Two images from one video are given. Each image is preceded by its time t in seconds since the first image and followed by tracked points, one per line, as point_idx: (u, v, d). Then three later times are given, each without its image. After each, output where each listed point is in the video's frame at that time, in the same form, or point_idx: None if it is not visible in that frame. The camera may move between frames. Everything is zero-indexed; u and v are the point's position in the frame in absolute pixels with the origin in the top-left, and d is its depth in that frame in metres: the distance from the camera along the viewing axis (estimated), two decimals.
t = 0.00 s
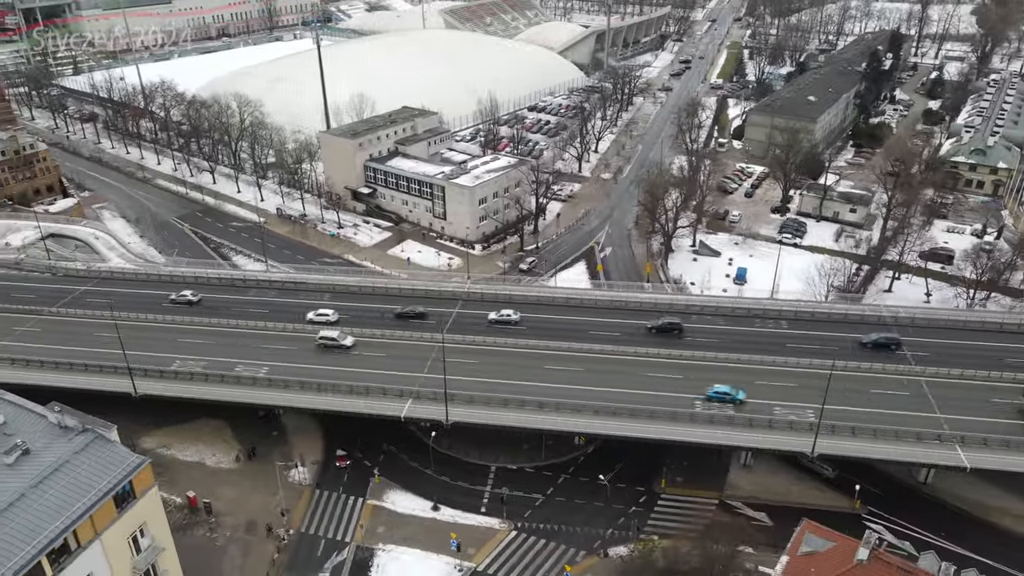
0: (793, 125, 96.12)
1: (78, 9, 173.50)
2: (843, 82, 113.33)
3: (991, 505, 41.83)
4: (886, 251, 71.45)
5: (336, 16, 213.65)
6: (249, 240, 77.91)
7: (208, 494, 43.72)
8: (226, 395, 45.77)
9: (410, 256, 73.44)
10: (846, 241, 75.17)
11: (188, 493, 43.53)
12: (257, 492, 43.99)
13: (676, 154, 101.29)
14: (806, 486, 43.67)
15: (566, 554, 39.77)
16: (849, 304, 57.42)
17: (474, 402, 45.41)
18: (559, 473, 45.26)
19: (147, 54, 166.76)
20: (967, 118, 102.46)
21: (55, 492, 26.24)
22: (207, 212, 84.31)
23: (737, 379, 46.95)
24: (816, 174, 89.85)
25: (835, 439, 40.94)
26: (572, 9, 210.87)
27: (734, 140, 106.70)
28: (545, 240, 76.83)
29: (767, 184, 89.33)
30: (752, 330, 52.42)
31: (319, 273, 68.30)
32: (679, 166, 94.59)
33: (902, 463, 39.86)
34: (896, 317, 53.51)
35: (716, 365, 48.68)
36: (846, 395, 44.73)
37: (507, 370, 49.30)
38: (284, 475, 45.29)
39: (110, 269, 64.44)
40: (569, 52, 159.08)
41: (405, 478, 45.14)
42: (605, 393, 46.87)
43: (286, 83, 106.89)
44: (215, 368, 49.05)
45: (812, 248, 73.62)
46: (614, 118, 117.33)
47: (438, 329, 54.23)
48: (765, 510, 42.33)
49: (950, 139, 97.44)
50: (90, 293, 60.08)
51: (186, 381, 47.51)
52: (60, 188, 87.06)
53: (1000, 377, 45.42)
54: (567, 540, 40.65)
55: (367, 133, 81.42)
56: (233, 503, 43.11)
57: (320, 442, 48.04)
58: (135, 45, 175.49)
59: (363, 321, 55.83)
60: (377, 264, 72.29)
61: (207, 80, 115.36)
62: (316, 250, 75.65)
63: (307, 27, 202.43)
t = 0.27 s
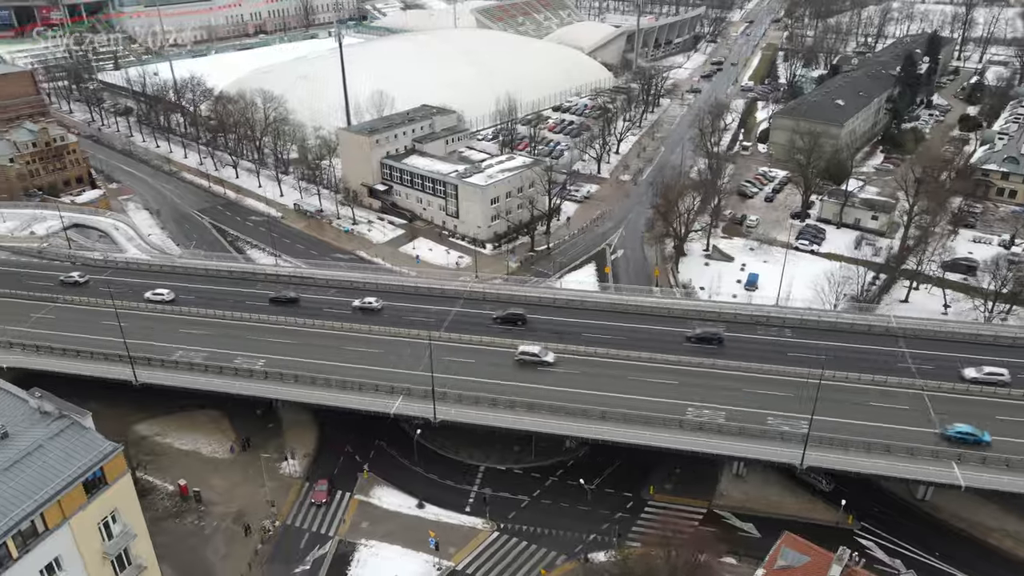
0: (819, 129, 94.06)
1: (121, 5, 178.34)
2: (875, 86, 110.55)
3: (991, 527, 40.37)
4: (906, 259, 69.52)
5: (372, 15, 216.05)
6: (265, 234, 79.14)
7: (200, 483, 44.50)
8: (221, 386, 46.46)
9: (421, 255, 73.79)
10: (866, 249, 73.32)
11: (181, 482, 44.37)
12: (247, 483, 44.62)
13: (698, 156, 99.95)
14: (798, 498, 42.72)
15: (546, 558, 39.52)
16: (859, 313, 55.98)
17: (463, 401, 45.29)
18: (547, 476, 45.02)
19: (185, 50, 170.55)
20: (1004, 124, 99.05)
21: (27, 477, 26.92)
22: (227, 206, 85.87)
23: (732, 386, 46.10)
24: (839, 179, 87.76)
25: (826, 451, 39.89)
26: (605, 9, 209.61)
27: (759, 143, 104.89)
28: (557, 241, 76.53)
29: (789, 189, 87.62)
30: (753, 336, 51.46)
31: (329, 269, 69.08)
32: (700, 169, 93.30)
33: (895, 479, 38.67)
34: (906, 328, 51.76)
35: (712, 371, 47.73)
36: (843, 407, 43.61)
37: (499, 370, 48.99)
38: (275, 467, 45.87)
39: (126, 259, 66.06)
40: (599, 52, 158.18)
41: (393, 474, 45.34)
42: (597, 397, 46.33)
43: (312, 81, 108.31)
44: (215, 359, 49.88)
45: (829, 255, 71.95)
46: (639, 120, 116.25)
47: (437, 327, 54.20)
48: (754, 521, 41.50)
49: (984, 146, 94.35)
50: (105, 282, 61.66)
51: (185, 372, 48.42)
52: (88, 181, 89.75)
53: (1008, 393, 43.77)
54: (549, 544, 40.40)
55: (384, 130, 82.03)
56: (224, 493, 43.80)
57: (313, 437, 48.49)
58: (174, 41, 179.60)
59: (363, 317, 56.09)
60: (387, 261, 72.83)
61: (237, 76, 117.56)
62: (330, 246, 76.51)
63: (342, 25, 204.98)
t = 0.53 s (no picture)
0: (863, 139, 90.43)
1: (192, 2, 185.98)
2: (931, 95, 105.52)
3: (983, 567, 38.12)
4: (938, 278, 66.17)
5: (431, 14, 219.08)
6: (293, 227, 81.22)
7: (190, 466, 46.08)
8: (216, 373, 47.95)
9: (440, 253, 74.42)
10: (898, 266, 70.15)
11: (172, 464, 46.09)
12: (234, 469, 45.95)
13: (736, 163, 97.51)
14: (779, 521, 41.35)
15: (510, 563, 39.36)
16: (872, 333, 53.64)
17: (443, 401, 45.35)
18: (525, 481, 44.80)
19: (248, 46, 176.43)
20: None
21: None
22: (262, 198, 88.47)
23: (721, 402, 44.89)
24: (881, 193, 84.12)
25: (805, 475, 38.40)
26: (665, 11, 206.57)
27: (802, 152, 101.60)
28: (577, 244, 76.00)
29: (825, 201, 84.59)
30: (753, 351, 49.97)
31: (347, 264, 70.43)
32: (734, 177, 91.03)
33: (875, 509, 36.92)
34: (914, 350, 48.99)
35: (702, 386, 46.37)
36: (832, 430, 41.92)
37: (487, 372, 48.80)
38: (262, 455, 47.06)
39: (155, 246, 68.89)
40: (650, 55, 156.16)
41: (374, 469, 45.89)
42: (581, 405, 45.70)
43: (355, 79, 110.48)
44: (217, 347, 51.50)
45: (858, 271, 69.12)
46: (680, 124, 114.16)
47: (433, 326, 54.40)
48: (728, 542, 40.33)
49: None
50: (132, 267, 64.51)
51: (187, 358, 50.19)
52: (136, 169, 93.59)
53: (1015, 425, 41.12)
54: (515, 550, 40.21)
55: (413, 129, 83.03)
56: (210, 476, 45.23)
57: (303, 428, 49.40)
58: (239, 37, 185.99)
59: (363, 312, 56.73)
60: (406, 258, 73.73)
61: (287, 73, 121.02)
62: (354, 241, 77.96)
63: (401, 24, 208.51)
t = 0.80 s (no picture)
0: (917, 154, 85.68)
1: None
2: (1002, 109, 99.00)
3: None
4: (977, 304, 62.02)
5: (499, 14, 220.46)
6: (325, 221, 83.21)
7: (183, 449, 47.96)
8: (214, 360, 49.61)
9: (461, 253, 74.79)
10: (936, 289, 66.18)
11: (167, 446, 48.08)
12: (223, 454, 47.52)
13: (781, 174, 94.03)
14: (751, 550, 39.79)
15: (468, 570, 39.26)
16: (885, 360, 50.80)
17: (423, 401, 45.49)
18: (499, 488, 44.58)
19: (317, 43, 181.70)
20: None
21: None
22: (301, 191, 91.01)
23: (704, 422, 43.43)
24: (931, 211, 79.49)
25: (774, 505, 36.73)
26: (736, 14, 201.20)
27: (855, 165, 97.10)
28: (600, 251, 75.03)
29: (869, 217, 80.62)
30: (750, 372, 48.17)
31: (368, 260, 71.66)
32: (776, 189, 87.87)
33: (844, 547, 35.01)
34: (924, 382, 46.02)
35: (688, 405, 44.92)
36: (815, 460, 39.96)
37: (473, 376, 48.66)
38: (251, 443, 48.47)
39: (188, 234, 71.88)
40: (712, 59, 152.47)
41: (353, 465, 46.58)
42: (561, 415, 44.98)
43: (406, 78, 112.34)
44: (221, 335, 53.28)
45: (891, 293, 65.59)
46: (731, 131, 110.96)
47: (431, 327, 54.63)
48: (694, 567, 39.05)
49: None
50: (162, 254, 67.61)
51: (191, 344, 52.17)
52: (188, 159, 98.22)
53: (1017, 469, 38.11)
54: (476, 556, 40.08)
55: (446, 129, 83.70)
56: (199, 460, 46.93)
57: (295, 419, 50.51)
58: (309, 33, 191.79)
59: (367, 311, 57.50)
60: (427, 257, 74.42)
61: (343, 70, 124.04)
62: (380, 238, 79.23)
63: (468, 23, 210.65)
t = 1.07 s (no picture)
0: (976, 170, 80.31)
1: None
2: None
3: None
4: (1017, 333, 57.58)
5: (568, 14, 219.52)
6: (358, 215, 84.73)
7: (178, 429, 49.81)
8: (214, 344, 51.25)
9: (483, 252, 74.75)
10: (976, 315, 61.79)
11: (164, 425, 50.05)
12: (214, 437, 49.11)
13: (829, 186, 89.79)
14: None
15: (424, 570, 39.18)
16: (895, 389, 47.79)
17: (402, 398, 45.58)
18: (471, 490, 44.35)
19: (384, 39, 185.30)
20: None
21: None
22: (340, 185, 93.02)
23: (682, 439, 41.94)
24: (985, 231, 74.33)
25: (734, 531, 35.13)
26: (812, 18, 193.73)
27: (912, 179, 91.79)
28: (623, 258, 73.58)
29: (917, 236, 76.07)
30: (743, 390, 46.22)
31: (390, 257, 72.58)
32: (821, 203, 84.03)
33: None
34: (928, 414, 43.02)
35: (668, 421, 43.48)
36: (789, 487, 38.05)
37: (458, 376, 48.47)
38: (242, 428, 49.90)
39: (220, 222, 74.60)
40: (779, 64, 147.30)
41: (334, 456, 47.24)
42: (537, 420, 44.26)
43: (456, 78, 113.68)
44: (227, 320, 54.90)
45: (924, 317, 61.69)
46: (784, 139, 106.81)
47: (426, 325, 54.67)
48: None
49: None
50: (194, 240, 70.44)
51: (198, 327, 54.07)
52: (239, 149, 102.19)
53: (1010, 515, 35.09)
54: (435, 557, 39.95)
55: (479, 128, 83.81)
56: (191, 441, 48.66)
57: (288, 408, 51.65)
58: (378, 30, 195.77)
59: (369, 305, 58.08)
60: (449, 254, 74.76)
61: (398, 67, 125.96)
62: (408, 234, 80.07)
63: (536, 23, 210.68)
